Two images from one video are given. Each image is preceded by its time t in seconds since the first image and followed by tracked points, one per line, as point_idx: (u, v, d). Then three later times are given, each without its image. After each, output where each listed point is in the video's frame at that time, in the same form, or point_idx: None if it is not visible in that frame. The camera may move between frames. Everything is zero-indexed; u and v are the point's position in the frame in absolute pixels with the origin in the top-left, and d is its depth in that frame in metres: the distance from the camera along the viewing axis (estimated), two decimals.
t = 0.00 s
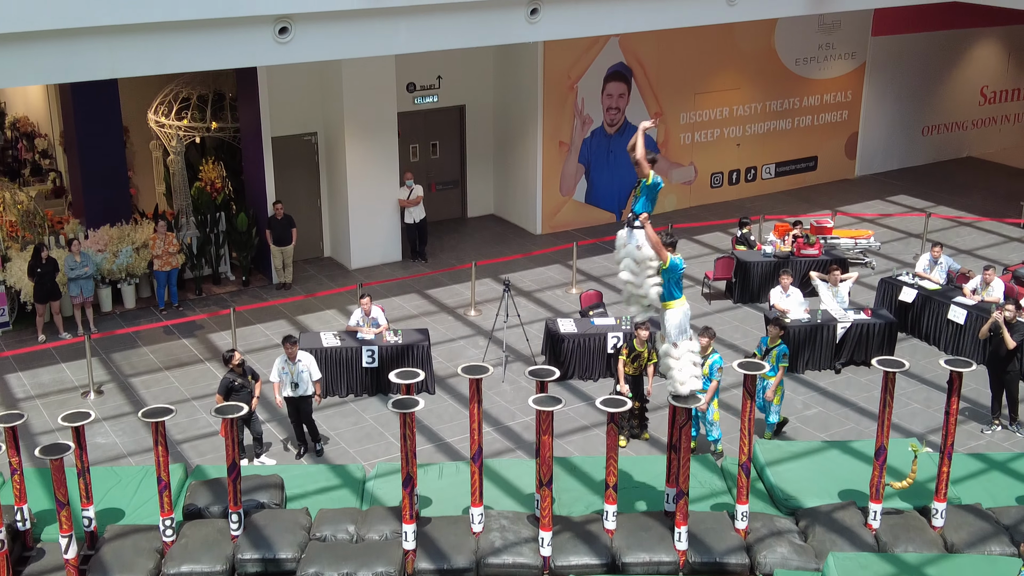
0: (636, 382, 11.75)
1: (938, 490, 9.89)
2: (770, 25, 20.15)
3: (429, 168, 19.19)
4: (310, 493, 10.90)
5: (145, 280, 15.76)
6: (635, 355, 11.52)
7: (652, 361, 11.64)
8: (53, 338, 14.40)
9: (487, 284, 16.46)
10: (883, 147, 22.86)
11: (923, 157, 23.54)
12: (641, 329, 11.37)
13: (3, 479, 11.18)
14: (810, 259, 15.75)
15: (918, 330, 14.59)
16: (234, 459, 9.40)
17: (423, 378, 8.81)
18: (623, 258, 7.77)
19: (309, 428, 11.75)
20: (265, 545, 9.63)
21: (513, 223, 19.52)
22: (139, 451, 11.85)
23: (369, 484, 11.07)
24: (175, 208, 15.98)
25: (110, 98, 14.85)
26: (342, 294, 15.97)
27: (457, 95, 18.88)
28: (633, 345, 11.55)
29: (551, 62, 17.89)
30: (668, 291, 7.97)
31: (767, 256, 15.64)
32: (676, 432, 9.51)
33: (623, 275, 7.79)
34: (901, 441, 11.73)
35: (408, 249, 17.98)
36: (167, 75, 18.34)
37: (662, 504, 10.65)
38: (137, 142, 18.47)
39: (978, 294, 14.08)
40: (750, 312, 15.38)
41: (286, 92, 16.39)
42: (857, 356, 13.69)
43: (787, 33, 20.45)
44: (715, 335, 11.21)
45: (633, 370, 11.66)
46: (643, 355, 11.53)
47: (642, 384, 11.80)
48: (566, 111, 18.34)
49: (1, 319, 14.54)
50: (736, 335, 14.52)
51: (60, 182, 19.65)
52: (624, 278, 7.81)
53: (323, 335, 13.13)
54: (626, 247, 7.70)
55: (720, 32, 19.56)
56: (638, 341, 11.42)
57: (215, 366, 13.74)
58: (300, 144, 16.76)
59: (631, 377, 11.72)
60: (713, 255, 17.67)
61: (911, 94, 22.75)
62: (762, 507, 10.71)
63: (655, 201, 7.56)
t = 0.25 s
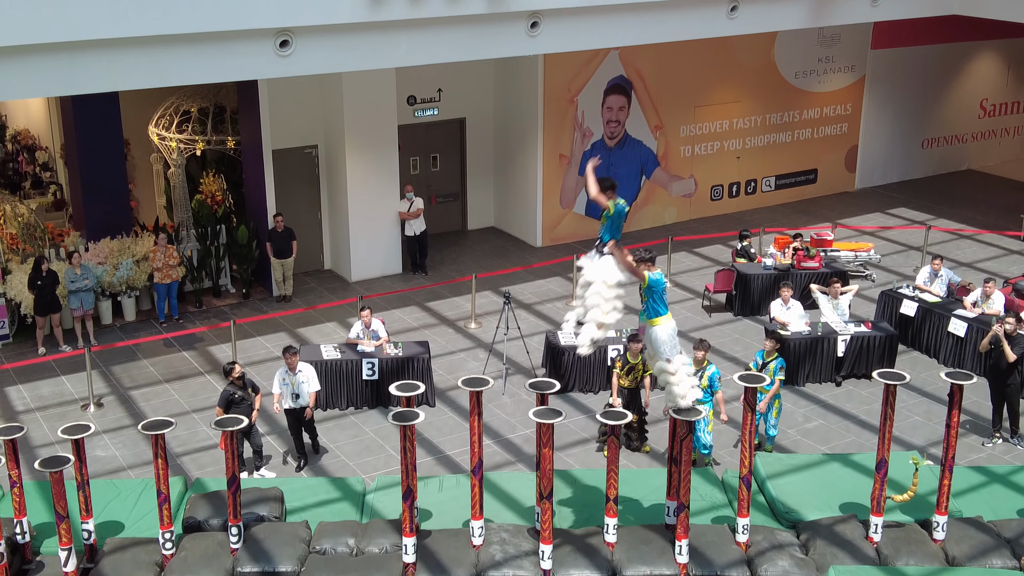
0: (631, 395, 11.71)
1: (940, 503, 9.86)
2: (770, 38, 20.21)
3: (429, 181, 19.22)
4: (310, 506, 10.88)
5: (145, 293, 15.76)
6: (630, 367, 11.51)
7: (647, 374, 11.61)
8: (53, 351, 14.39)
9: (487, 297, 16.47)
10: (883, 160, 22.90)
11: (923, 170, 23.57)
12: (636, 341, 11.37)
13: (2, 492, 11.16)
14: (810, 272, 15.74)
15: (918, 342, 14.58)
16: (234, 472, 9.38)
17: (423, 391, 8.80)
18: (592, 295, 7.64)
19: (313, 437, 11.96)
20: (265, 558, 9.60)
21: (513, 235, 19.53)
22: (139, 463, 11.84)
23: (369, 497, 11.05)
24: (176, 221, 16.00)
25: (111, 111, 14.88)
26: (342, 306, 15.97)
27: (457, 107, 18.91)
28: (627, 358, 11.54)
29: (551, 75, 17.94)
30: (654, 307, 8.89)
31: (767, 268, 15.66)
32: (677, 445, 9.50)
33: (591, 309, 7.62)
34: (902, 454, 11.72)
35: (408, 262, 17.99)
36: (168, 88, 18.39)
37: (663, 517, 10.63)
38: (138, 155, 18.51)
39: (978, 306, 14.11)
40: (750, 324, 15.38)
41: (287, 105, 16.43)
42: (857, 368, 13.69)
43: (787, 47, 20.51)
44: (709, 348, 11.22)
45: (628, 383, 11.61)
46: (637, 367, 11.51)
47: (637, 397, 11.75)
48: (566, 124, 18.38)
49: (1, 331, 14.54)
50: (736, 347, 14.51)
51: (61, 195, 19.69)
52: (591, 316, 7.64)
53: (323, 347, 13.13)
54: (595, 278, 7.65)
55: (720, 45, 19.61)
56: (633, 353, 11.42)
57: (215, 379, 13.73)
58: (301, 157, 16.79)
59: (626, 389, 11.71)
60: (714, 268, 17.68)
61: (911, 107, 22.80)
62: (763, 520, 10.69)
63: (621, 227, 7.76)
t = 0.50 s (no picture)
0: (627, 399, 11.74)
1: (941, 507, 9.85)
2: (770, 44, 20.24)
3: (430, 186, 19.23)
4: (310, 510, 10.88)
5: (146, 298, 15.76)
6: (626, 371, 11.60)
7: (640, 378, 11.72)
8: (54, 356, 14.39)
9: (488, 302, 16.47)
10: (884, 165, 22.91)
11: (923, 176, 23.59)
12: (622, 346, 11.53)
13: (3, 497, 11.15)
14: (811, 277, 15.80)
15: (920, 347, 14.58)
16: (234, 477, 9.36)
17: (424, 395, 8.79)
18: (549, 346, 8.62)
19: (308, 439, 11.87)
20: (265, 563, 9.57)
21: (514, 240, 19.54)
22: (139, 468, 11.83)
23: (369, 502, 11.05)
24: (176, 226, 16.00)
25: (112, 116, 14.89)
26: (343, 311, 15.97)
27: (458, 112, 18.93)
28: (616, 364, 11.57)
29: (552, 80, 17.96)
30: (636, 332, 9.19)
31: (768, 273, 15.67)
32: (678, 449, 9.51)
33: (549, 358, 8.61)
34: (904, 459, 11.71)
35: (409, 267, 18.00)
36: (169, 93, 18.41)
37: (664, 522, 10.62)
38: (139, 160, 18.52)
39: (979, 311, 14.13)
40: (751, 329, 15.37)
41: (288, 109, 16.45)
42: (858, 373, 13.69)
43: (787, 52, 20.54)
44: (709, 352, 11.27)
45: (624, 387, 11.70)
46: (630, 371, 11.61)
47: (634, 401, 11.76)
48: (567, 129, 18.40)
49: (1, 336, 14.53)
50: (737, 352, 14.51)
51: (62, 200, 19.69)
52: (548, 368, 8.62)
53: (324, 352, 13.14)
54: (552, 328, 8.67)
55: (721, 51, 19.63)
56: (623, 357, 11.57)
57: (216, 383, 13.73)
58: (301, 162, 16.80)
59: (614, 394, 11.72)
60: (714, 273, 17.68)
61: (911, 112, 22.83)
62: (764, 525, 10.68)
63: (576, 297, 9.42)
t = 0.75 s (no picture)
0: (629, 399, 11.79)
1: (945, 508, 9.85)
2: (774, 45, 20.25)
3: (434, 187, 19.24)
4: (314, 511, 10.88)
5: (150, 298, 15.76)
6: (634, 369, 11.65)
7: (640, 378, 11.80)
8: (58, 356, 14.41)
9: (492, 302, 16.47)
10: (887, 166, 22.91)
11: (926, 177, 23.59)
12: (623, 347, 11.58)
13: (6, 497, 11.16)
14: (815, 277, 15.78)
15: (924, 349, 14.57)
16: (238, 477, 9.38)
17: (428, 396, 8.80)
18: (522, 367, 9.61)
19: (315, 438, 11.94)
20: (269, 563, 9.56)
21: (517, 241, 19.55)
22: (143, 468, 11.83)
23: (373, 503, 11.05)
24: (180, 226, 16.01)
25: (116, 117, 14.91)
26: (346, 312, 15.98)
27: (462, 113, 18.94)
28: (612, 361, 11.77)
29: (556, 81, 17.96)
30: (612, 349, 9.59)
31: (772, 274, 15.65)
32: (682, 450, 9.52)
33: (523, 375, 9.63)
34: (907, 460, 11.71)
35: (413, 267, 18.00)
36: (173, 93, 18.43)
37: (668, 522, 10.62)
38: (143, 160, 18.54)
39: (983, 312, 14.11)
40: (755, 330, 15.37)
41: (291, 110, 16.46)
42: (862, 374, 13.69)
43: (791, 53, 20.55)
44: (715, 353, 11.26)
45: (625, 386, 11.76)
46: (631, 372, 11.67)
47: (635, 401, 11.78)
48: (571, 130, 18.40)
49: (5, 336, 14.55)
50: (740, 353, 14.51)
51: (66, 200, 19.70)
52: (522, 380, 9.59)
53: (328, 352, 13.14)
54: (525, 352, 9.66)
55: (724, 52, 19.63)
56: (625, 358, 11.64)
57: (220, 383, 13.73)
58: (305, 162, 16.81)
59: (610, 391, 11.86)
60: (718, 274, 17.69)
61: (915, 114, 22.82)
62: (768, 526, 10.68)
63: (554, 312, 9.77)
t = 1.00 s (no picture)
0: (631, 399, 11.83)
1: (953, 509, 9.83)
2: (782, 45, 20.22)
3: (441, 187, 19.25)
4: (322, 509, 10.90)
5: (159, 297, 15.79)
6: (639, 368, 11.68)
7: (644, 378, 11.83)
8: (66, 354, 14.44)
9: (499, 302, 16.48)
10: (895, 167, 22.87)
11: (935, 177, 23.54)
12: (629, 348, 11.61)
13: (15, 495, 11.19)
14: (823, 278, 15.71)
15: (932, 349, 14.55)
16: (246, 475, 9.39)
17: (435, 395, 8.80)
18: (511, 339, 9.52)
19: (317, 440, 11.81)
20: (276, 562, 9.58)
21: (524, 241, 19.55)
22: (151, 467, 11.85)
23: (381, 502, 11.06)
24: (189, 225, 16.03)
25: (125, 116, 14.94)
26: (354, 311, 15.99)
27: (469, 113, 18.95)
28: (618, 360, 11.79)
29: (564, 81, 17.96)
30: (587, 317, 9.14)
31: (780, 275, 15.64)
32: (689, 450, 9.51)
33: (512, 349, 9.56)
34: (916, 461, 11.69)
35: (420, 267, 18.01)
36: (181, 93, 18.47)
37: (675, 522, 10.62)
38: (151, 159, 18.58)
39: (992, 313, 14.10)
40: (762, 330, 15.35)
41: (299, 109, 16.49)
42: (870, 374, 13.66)
43: (799, 53, 20.52)
44: (725, 354, 11.25)
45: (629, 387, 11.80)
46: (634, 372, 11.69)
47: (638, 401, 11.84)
48: (579, 130, 18.40)
49: (14, 335, 14.59)
50: (748, 353, 14.49)
51: (75, 199, 19.75)
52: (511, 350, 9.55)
53: (335, 352, 13.16)
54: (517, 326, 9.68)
55: (732, 52, 19.61)
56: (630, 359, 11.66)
57: (227, 382, 13.75)
58: (313, 161, 16.83)
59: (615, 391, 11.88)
60: (725, 274, 17.67)
61: (923, 114, 22.78)
62: (776, 526, 10.67)
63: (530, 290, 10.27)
